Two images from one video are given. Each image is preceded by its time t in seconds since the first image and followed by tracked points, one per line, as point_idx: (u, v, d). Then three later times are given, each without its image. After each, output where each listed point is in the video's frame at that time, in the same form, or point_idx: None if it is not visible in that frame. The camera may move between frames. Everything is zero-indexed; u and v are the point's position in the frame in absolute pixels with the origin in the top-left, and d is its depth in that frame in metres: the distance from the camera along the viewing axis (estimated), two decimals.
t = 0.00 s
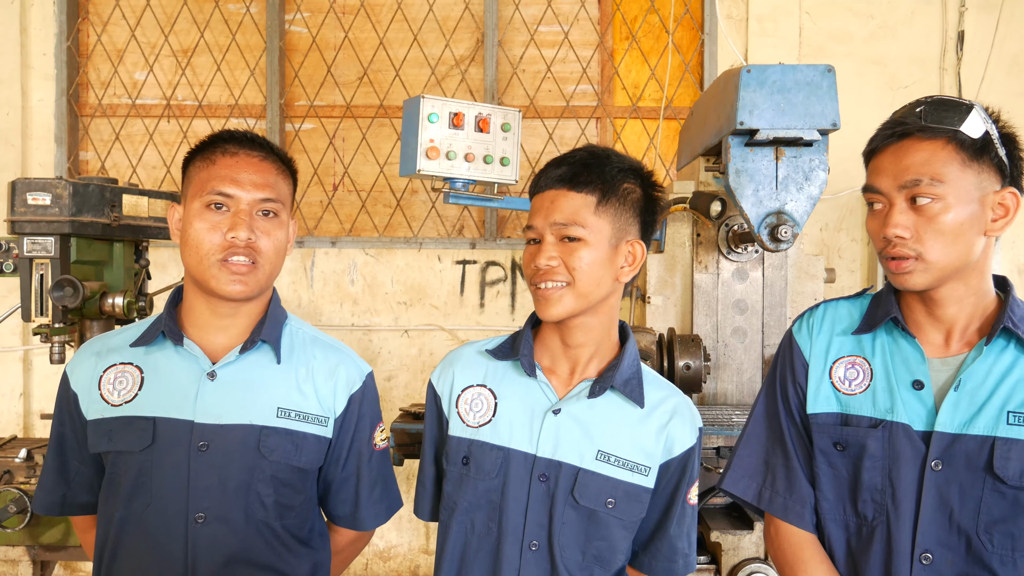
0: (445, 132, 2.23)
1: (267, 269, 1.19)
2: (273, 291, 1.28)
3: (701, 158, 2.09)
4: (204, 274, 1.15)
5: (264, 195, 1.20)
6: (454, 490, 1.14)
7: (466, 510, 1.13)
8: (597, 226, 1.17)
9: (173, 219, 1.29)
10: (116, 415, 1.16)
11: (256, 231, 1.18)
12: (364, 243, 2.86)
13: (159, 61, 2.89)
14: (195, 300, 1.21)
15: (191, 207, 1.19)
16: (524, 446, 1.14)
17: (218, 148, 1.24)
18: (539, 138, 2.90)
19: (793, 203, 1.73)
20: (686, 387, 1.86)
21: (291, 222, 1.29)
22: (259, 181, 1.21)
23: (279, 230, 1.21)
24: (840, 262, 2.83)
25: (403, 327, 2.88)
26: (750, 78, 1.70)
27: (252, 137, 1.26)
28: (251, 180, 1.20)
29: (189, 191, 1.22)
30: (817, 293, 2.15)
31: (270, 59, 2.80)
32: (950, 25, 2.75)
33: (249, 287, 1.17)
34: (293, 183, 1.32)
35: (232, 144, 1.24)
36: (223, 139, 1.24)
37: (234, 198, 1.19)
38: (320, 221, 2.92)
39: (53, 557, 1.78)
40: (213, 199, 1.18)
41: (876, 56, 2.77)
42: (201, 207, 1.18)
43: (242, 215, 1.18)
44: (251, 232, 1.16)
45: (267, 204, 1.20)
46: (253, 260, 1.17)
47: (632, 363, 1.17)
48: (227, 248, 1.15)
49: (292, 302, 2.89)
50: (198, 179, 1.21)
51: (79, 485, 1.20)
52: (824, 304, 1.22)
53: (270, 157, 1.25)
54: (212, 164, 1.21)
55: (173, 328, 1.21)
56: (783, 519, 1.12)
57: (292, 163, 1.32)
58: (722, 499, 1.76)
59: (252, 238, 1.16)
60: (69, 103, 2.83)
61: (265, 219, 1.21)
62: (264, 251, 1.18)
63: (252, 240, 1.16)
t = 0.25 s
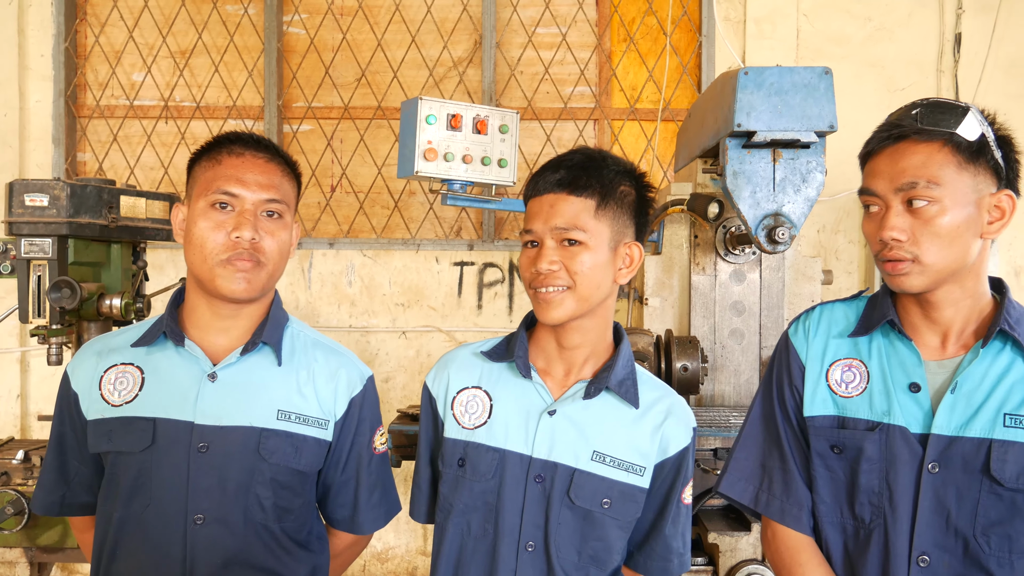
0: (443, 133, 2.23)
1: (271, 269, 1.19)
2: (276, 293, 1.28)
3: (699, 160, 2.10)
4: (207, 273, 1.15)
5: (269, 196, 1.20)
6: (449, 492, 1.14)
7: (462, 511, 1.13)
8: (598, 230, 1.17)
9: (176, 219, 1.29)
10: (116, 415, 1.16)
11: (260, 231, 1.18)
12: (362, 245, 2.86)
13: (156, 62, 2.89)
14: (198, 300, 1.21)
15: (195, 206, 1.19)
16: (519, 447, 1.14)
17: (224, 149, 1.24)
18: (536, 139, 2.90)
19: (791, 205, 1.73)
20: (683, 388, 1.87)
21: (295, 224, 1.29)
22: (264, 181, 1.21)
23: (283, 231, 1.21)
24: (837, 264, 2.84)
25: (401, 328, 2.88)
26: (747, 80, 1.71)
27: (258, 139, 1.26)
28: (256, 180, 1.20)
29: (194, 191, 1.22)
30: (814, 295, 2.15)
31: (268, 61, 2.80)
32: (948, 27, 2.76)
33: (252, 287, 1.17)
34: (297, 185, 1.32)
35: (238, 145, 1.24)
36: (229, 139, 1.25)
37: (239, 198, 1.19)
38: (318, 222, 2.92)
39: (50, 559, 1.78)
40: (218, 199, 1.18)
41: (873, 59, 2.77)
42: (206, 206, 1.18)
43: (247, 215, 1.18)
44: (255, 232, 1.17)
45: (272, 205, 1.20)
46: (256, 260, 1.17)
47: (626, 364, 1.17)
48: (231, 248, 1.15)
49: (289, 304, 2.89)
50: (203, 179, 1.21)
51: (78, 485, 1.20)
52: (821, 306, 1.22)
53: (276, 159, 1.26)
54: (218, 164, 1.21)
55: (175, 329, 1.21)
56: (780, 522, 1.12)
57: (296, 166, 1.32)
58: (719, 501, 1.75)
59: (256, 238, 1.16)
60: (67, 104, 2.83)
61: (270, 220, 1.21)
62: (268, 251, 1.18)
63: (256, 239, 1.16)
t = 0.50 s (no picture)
0: (442, 133, 2.23)
1: (278, 268, 1.19)
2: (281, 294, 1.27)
3: (697, 160, 2.10)
4: (213, 271, 1.15)
5: (278, 195, 1.20)
6: (445, 493, 1.14)
7: (458, 512, 1.13)
8: (602, 226, 1.18)
9: (185, 220, 1.29)
10: (119, 415, 1.16)
11: (268, 230, 1.18)
12: (361, 245, 2.86)
13: (155, 62, 2.89)
14: (204, 300, 1.21)
15: (203, 205, 1.19)
16: (515, 447, 1.14)
17: (234, 149, 1.25)
18: (535, 140, 2.91)
19: (789, 205, 1.73)
20: (680, 388, 1.87)
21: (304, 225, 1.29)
22: (273, 181, 1.21)
23: (291, 231, 1.21)
24: (836, 265, 2.84)
25: (399, 328, 2.88)
26: (745, 81, 1.71)
27: (268, 139, 1.26)
28: (265, 180, 1.20)
29: (202, 190, 1.22)
30: (812, 296, 2.16)
31: (266, 61, 2.80)
32: (946, 28, 2.76)
33: (258, 286, 1.16)
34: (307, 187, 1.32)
35: (248, 145, 1.24)
36: (239, 139, 1.25)
37: (248, 197, 1.19)
38: (316, 222, 2.92)
39: (49, 559, 1.78)
40: (227, 197, 1.18)
41: (872, 60, 2.78)
42: (214, 205, 1.18)
43: (255, 214, 1.18)
44: (263, 230, 1.17)
45: (280, 204, 1.20)
46: (263, 258, 1.17)
47: (620, 363, 1.17)
48: (238, 246, 1.15)
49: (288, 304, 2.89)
50: (213, 178, 1.22)
51: (81, 484, 1.20)
52: (815, 307, 1.22)
53: (286, 159, 1.26)
54: (227, 164, 1.22)
55: (179, 329, 1.21)
56: (776, 524, 1.12)
57: (306, 167, 1.32)
58: (716, 501, 1.75)
59: (263, 237, 1.16)
60: (65, 104, 2.83)
61: (278, 219, 1.20)
62: (275, 250, 1.18)
63: (263, 238, 1.16)
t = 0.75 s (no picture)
0: (440, 132, 2.23)
1: (280, 269, 1.18)
2: (284, 294, 1.27)
3: (696, 159, 2.10)
4: (215, 270, 1.15)
5: (280, 196, 1.20)
6: (438, 494, 1.14)
7: (452, 513, 1.12)
8: (601, 219, 1.18)
9: (187, 218, 1.29)
10: (120, 414, 1.16)
11: (271, 231, 1.17)
12: (359, 244, 2.86)
13: (153, 61, 2.89)
14: (207, 301, 1.21)
15: (206, 205, 1.19)
16: (510, 446, 1.14)
17: (237, 148, 1.24)
18: (534, 139, 2.90)
19: (788, 205, 1.74)
20: (679, 388, 1.87)
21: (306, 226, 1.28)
22: (276, 181, 1.21)
23: (293, 231, 1.21)
24: (835, 264, 2.84)
25: (398, 327, 2.88)
26: (745, 80, 1.71)
27: (271, 139, 1.26)
28: (268, 180, 1.20)
29: (205, 189, 1.22)
30: (811, 295, 2.15)
31: (265, 60, 2.80)
32: (945, 28, 2.76)
33: (260, 285, 1.16)
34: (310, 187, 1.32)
35: (252, 145, 1.24)
36: (243, 139, 1.25)
37: (250, 197, 1.19)
38: (315, 221, 2.92)
39: (48, 558, 1.77)
40: (229, 198, 1.18)
41: (871, 59, 2.78)
42: (217, 205, 1.18)
43: (257, 214, 1.17)
44: (265, 231, 1.16)
45: (283, 205, 1.20)
46: (265, 258, 1.16)
47: (612, 360, 1.18)
48: (239, 245, 1.15)
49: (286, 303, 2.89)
50: (215, 177, 1.21)
51: (82, 483, 1.20)
52: (802, 306, 1.18)
53: (289, 159, 1.26)
54: (231, 163, 1.22)
55: (181, 328, 1.21)
56: (767, 525, 1.08)
57: (310, 168, 1.32)
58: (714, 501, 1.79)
59: (266, 238, 1.16)
60: (64, 103, 2.83)
61: (280, 220, 1.20)
62: (278, 251, 1.17)
63: (265, 239, 1.16)
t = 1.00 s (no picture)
0: (438, 132, 2.23)
1: (278, 269, 1.18)
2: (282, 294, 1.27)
3: (693, 158, 2.10)
4: (213, 270, 1.15)
5: (278, 196, 1.20)
6: (431, 498, 1.13)
7: (447, 515, 1.11)
8: (593, 218, 1.19)
9: (185, 218, 1.29)
10: (119, 415, 1.16)
11: (268, 231, 1.17)
12: (358, 243, 2.85)
13: (151, 61, 2.88)
14: (205, 301, 1.21)
15: (204, 205, 1.19)
16: (504, 446, 1.14)
17: (235, 149, 1.24)
18: (532, 138, 2.90)
19: (785, 204, 1.74)
20: (678, 387, 1.88)
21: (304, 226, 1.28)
22: (274, 182, 1.21)
23: (291, 232, 1.21)
24: (833, 263, 2.84)
25: (397, 327, 2.88)
26: (742, 79, 1.70)
27: (269, 139, 1.26)
28: (266, 181, 1.20)
29: (203, 190, 1.22)
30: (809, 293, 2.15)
31: (263, 59, 2.80)
32: (943, 27, 2.76)
33: (258, 285, 1.16)
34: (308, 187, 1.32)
35: (249, 145, 1.24)
36: (241, 139, 1.25)
37: (248, 198, 1.18)
38: (313, 221, 2.92)
39: (47, 558, 1.77)
40: (227, 198, 1.18)
41: (868, 58, 2.78)
42: (215, 205, 1.18)
43: (254, 215, 1.17)
44: (263, 232, 1.16)
45: (280, 205, 1.20)
46: (263, 258, 1.16)
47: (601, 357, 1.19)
48: (237, 246, 1.15)
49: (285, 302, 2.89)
50: (213, 178, 1.21)
51: (81, 484, 1.20)
52: (782, 305, 1.15)
53: (288, 160, 1.26)
54: (229, 164, 1.22)
55: (179, 329, 1.21)
56: (752, 524, 1.05)
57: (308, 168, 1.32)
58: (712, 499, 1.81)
59: (263, 239, 1.16)
60: (61, 103, 2.83)
61: (278, 220, 1.20)
62: (275, 251, 1.17)
63: (263, 240, 1.16)
